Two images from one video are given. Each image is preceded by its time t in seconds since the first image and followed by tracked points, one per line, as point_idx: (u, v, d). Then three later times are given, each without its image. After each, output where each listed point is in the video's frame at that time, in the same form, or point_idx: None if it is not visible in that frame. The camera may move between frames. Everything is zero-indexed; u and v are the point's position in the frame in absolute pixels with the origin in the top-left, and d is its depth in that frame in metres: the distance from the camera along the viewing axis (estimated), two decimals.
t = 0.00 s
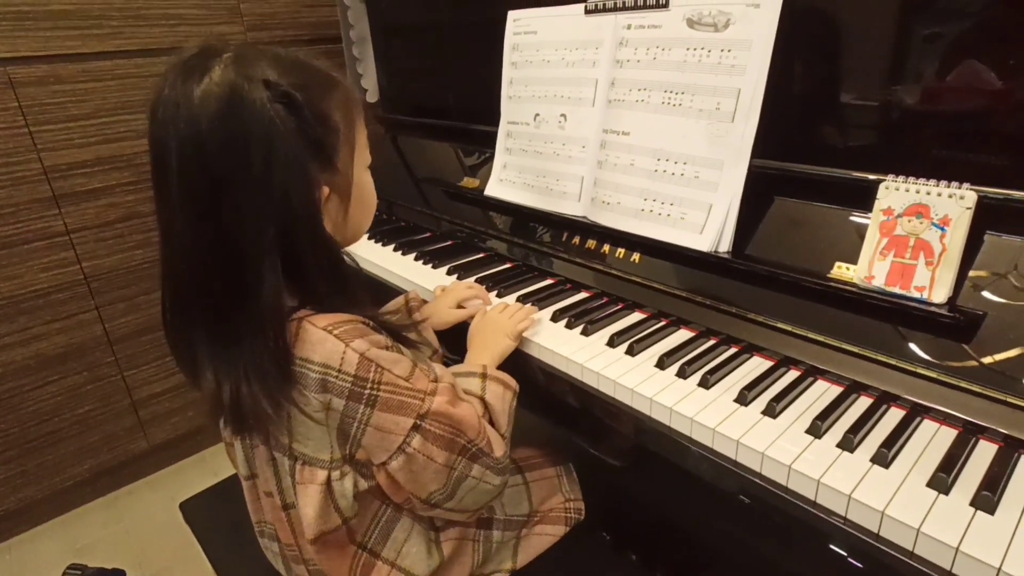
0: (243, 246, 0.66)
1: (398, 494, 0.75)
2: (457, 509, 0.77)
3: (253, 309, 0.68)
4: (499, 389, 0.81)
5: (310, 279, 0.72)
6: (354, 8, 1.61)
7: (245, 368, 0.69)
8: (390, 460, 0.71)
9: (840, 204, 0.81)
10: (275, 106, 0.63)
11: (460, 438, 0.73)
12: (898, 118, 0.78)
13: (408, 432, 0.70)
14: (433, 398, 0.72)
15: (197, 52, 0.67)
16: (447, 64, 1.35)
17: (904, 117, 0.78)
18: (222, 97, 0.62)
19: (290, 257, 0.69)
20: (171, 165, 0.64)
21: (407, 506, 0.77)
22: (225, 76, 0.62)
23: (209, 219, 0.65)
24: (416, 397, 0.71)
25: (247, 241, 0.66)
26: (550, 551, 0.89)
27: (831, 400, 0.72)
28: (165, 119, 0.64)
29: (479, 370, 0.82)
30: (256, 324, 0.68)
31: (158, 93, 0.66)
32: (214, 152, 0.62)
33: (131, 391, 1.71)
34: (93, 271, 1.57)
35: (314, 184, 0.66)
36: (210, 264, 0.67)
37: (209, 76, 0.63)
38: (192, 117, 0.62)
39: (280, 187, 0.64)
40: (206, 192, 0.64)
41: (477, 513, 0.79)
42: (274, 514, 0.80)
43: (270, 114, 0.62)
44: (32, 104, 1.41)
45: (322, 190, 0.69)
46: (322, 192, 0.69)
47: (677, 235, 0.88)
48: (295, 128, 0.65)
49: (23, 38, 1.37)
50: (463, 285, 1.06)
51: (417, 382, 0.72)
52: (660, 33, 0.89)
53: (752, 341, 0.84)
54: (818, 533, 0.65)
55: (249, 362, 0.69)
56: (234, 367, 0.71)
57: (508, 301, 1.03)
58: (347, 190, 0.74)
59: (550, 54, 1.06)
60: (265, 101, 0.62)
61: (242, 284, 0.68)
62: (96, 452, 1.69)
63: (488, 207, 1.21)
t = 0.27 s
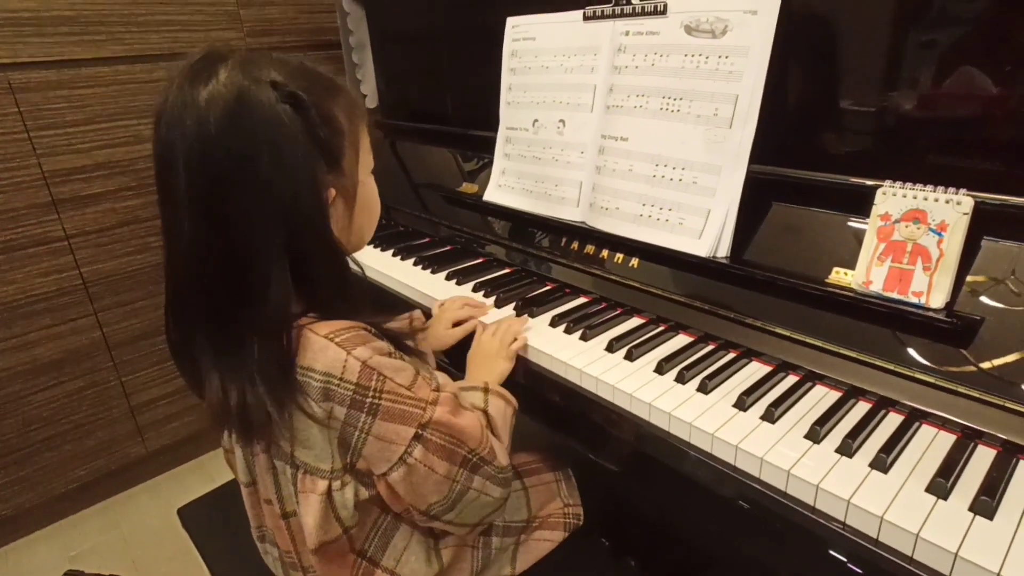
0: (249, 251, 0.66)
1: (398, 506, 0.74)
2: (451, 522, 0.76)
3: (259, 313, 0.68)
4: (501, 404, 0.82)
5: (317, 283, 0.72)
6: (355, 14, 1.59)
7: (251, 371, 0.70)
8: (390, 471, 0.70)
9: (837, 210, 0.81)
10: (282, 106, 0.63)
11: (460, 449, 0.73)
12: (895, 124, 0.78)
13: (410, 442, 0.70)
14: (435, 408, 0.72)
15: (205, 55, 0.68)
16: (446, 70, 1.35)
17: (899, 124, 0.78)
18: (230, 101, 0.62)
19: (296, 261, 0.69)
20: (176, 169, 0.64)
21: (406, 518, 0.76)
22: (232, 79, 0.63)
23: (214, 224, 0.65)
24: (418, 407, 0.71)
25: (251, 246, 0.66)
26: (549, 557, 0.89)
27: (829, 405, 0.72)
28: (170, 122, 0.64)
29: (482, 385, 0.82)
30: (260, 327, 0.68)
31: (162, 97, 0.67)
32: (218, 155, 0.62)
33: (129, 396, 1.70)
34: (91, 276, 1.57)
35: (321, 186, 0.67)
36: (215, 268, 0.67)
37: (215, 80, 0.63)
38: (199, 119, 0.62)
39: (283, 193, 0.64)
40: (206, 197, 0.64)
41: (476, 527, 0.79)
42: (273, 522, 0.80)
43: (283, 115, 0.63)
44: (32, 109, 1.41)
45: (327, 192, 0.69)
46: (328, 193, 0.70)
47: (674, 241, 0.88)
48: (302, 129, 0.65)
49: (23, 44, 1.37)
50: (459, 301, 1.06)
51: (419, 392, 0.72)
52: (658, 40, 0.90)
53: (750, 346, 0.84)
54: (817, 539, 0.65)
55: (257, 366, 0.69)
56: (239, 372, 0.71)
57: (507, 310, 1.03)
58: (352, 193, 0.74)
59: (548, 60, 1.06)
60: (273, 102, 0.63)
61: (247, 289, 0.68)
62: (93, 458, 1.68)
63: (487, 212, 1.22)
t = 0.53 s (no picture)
0: (244, 258, 0.66)
1: (401, 509, 0.74)
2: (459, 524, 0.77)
3: (254, 318, 0.68)
4: (500, 399, 0.82)
5: (308, 290, 0.72)
6: (355, 17, 1.60)
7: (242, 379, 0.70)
8: (393, 474, 0.70)
9: (837, 214, 0.81)
10: (270, 113, 0.63)
11: (462, 450, 0.73)
12: (895, 128, 0.78)
13: (411, 445, 0.70)
14: (434, 410, 0.72)
15: (194, 62, 0.68)
16: (447, 74, 1.36)
17: (899, 127, 0.78)
18: (217, 109, 0.62)
19: (290, 267, 0.69)
20: (168, 176, 0.64)
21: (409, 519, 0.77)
22: (219, 86, 0.63)
23: (210, 231, 0.65)
24: (418, 410, 0.71)
25: (246, 252, 0.66)
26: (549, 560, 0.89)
27: (829, 409, 0.72)
28: (162, 129, 0.64)
29: (480, 382, 0.82)
30: (257, 333, 0.69)
31: (151, 104, 0.67)
32: (212, 160, 0.62)
33: (130, 399, 1.70)
34: (92, 279, 1.57)
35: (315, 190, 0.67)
36: (208, 276, 0.67)
37: (203, 88, 0.63)
38: (189, 128, 0.63)
39: (276, 199, 0.64)
40: (203, 203, 0.64)
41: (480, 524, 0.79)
42: (272, 528, 0.80)
43: (266, 121, 0.63)
44: (34, 113, 1.42)
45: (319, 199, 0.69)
46: (320, 200, 0.69)
47: (674, 244, 0.88)
48: (292, 133, 0.65)
49: (25, 48, 1.38)
50: (461, 300, 1.06)
51: (418, 395, 0.72)
52: (658, 43, 0.90)
53: (751, 349, 0.84)
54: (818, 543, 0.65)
55: (248, 374, 0.69)
56: (231, 380, 0.71)
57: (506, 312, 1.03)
58: (346, 199, 0.74)
59: (549, 64, 1.07)
60: (260, 109, 0.63)
61: (241, 295, 0.68)
62: (94, 461, 1.68)
63: (487, 215, 1.22)
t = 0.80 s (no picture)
0: (243, 259, 0.66)
1: (401, 507, 0.75)
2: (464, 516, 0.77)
3: (253, 320, 0.68)
4: (499, 395, 0.81)
5: (309, 292, 0.71)
6: (356, 19, 1.57)
7: (242, 379, 0.70)
8: (393, 473, 0.71)
9: (837, 216, 0.81)
10: (268, 116, 0.63)
11: (462, 450, 0.73)
12: (895, 130, 0.79)
13: (410, 445, 0.70)
14: (434, 410, 0.71)
15: (193, 64, 0.68)
16: (447, 75, 1.36)
17: (900, 129, 0.78)
18: (214, 111, 0.62)
19: (289, 268, 0.69)
20: (166, 178, 0.64)
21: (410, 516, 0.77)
22: (218, 89, 0.63)
23: (210, 233, 0.65)
24: (418, 411, 0.71)
25: (246, 254, 0.66)
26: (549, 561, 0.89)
27: (829, 410, 0.72)
28: (156, 134, 0.65)
29: (479, 379, 0.82)
30: (257, 335, 0.69)
31: (148, 107, 0.67)
32: (211, 162, 0.63)
33: (130, 401, 1.70)
34: (93, 280, 1.57)
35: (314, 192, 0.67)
36: (207, 277, 0.67)
37: (201, 90, 0.63)
38: (187, 130, 0.63)
39: (273, 201, 0.64)
40: (204, 205, 0.64)
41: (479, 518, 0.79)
42: (272, 527, 0.80)
43: (263, 122, 0.63)
44: (35, 114, 1.42)
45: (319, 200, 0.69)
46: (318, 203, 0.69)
47: (674, 246, 0.88)
48: (291, 135, 0.65)
49: (26, 49, 1.38)
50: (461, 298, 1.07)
51: (417, 396, 0.72)
52: (658, 45, 0.90)
53: (750, 351, 0.84)
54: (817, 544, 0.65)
55: (249, 376, 0.69)
56: (232, 381, 0.71)
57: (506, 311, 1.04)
58: (344, 202, 0.74)
59: (549, 66, 1.07)
60: (257, 111, 0.63)
61: (240, 296, 0.68)
62: (94, 462, 1.68)
63: (487, 216, 1.22)
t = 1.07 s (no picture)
0: (244, 258, 0.66)
1: (399, 507, 0.74)
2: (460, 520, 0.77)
3: (253, 320, 0.68)
4: (500, 398, 0.82)
5: (309, 290, 0.72)
6: (356, 20, 1.58)
7: (241, 378, 0.70)
8: (391, 472, 0.70)
9: (837, 215, 0.81)
10: (275, 109, 0.64)
11: (460, 449, 0.73)
12: (895, 130, 0.79)
13: (410, 443, 0.70)
14: (434, 409, 0.72)
15: (192, 64, 0.68)
16: (447, 75, 1.36)
17: (899, 130, 0.78)
18: (220, 109, 0.62)
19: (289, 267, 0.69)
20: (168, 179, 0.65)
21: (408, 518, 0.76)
22: (218, 87, 0.63)
23: (211, 233, 0.65)
24: (418, 409, 0.71)
25: (246, 253, 0.66)
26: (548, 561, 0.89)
27: (828, 410, 0.72)
28: (161, 133, 0.65)
29: (481, 382, 0.83)
30: (256, 334, 0.69)
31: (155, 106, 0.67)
32: (212, 162, 0.62)
33: (130, 400, 1.70)
34: (93, 280, 1.57)
35: (314, 191, 0.67)
36: (209, 276, 0.67)
37: (209, 85, 0.63)
38: (191, 126, 0.63)
39: (272, 201, 0.64)
40: (203, 205, 0.64)
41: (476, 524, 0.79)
42: (272, 525, 0.80)
43: (273, 118, 0.63)
44: (35, 114, 1.42)
45: (322, 196, 0.70)
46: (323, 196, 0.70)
47: (673, 245, 0.88)
48: (295, 130, 0.65)
49: (26, 49, 1.38)
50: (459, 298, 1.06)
51: (418, 394, 0.72)
52: (657, 45, 0.90)
53: (750, 351, 0.84)
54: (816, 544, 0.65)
55: (249, 375, 0.69)
56: (233, 379, 0.71)
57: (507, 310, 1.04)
58: (346, 198, 0.75)
59: (549, 66, 1.07)
60: (266, 105, 0.63)
61: (240, 295, 0.68)
62: (94, 462, 1.68)
63: (486, 216, 1.22)
